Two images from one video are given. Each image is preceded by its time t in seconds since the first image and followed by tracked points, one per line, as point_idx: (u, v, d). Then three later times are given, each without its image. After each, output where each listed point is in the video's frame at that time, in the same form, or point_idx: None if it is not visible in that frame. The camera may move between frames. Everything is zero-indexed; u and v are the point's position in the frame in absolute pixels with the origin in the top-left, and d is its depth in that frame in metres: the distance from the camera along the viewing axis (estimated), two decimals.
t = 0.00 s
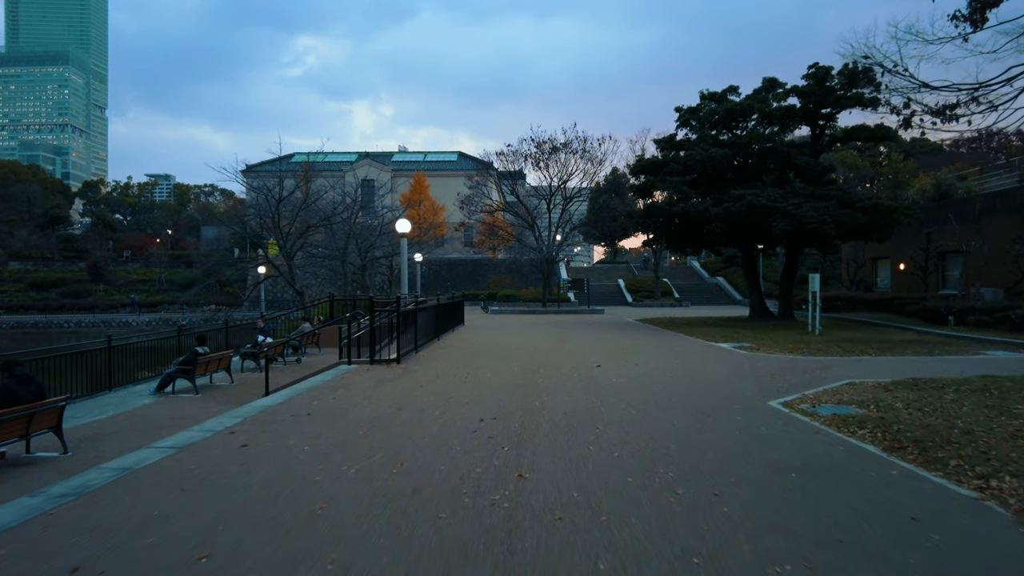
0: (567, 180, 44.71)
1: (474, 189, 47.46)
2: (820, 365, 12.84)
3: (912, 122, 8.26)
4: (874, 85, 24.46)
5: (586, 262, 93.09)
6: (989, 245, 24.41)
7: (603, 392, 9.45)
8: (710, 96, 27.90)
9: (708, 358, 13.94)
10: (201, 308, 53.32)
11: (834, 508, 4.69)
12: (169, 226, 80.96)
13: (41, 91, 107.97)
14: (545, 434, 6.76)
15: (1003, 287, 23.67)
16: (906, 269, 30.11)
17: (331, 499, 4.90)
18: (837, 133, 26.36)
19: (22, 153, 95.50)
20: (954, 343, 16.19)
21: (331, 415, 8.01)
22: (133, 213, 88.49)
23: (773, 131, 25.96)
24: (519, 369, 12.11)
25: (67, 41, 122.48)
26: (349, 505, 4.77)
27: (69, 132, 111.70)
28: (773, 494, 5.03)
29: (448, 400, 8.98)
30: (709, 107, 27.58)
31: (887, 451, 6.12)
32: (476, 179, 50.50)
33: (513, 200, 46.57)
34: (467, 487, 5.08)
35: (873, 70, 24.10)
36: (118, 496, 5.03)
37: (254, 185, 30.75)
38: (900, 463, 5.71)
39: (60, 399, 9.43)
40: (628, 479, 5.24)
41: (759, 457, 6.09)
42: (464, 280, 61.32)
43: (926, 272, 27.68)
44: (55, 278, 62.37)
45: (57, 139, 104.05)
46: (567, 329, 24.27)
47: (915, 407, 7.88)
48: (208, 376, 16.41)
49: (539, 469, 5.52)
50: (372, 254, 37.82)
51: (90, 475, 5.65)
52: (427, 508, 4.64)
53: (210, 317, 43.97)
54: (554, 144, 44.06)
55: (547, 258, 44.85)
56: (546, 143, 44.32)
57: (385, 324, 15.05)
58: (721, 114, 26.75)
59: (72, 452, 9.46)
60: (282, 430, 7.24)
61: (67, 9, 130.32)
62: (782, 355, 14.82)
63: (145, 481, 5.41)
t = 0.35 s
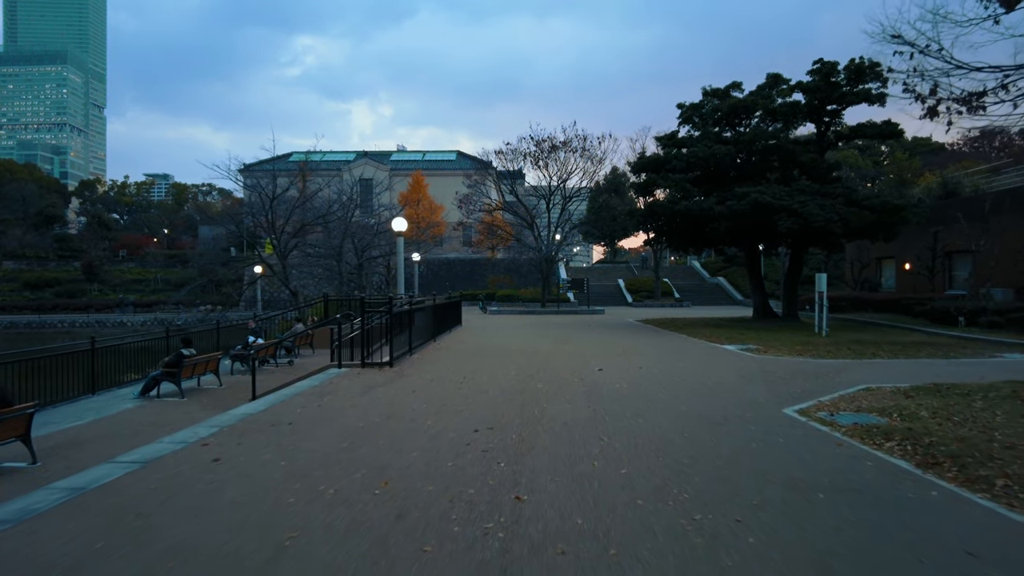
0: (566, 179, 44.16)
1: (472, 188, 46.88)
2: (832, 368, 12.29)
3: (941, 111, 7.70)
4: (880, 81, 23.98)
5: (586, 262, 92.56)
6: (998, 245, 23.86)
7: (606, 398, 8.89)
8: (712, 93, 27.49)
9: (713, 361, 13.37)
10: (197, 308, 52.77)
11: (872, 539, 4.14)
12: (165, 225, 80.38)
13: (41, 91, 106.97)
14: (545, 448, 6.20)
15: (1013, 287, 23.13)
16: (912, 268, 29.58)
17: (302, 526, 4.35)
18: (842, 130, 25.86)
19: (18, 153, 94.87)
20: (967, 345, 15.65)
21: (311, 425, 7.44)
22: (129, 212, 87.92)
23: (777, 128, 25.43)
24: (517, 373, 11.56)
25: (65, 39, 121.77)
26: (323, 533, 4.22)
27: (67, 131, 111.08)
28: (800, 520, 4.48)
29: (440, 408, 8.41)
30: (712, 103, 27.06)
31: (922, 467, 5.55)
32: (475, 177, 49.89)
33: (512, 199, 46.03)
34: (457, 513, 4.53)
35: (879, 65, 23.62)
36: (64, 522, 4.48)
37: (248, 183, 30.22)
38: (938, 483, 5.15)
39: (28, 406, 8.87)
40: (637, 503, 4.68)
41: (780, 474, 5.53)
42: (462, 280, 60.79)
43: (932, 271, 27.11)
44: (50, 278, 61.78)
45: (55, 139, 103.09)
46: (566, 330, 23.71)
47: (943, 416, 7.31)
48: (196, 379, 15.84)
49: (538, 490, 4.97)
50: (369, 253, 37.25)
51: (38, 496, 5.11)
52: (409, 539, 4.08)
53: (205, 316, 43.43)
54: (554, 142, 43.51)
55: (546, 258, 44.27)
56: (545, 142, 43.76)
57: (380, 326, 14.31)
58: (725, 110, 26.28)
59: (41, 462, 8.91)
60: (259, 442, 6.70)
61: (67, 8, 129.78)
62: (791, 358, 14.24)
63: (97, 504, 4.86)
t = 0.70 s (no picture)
0: (566, 178, 43.63)
1: (471, 187, 46.27)
2: (844, 372, 11.75)
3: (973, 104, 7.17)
4: (888, 76, 23.44)
5: (586, 261, 92.23)
6: (1008, 244, 23.32)
7: (610, 407, 8.36)
8: (715, 90, 26.99)
9: (720, 366, 12.81)
10: (193, 309, 52.23)
11: None
12: (162, 224, 79.89)
13: (39, 91, 106.49)
14: (544, 468, 5.65)
15: None
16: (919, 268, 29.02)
17: (266, 565, 3.81)
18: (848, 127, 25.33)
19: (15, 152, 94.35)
20: (983, 348, 15.09)
21: (291, 440, 6.89)
22: (127, 212, 87.48)
23: (782, 124, 24.90)
24: (515, 379, 10.99)
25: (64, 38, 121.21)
26: None
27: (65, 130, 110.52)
28: (835, 555, 3.94)
29: (433, 419, 7.85)
30: (715, 100, 26.56)
31: (963, 490, 4.99)
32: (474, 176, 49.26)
33: (512, 199, 45.51)
34: (444, 548, 3.99)
35: (886, 60, 23.08)
36: None
37: (243, 183, 29.69)
38: (985, 510, 4.59)
39: None
40: (650, 536, 4.17)
41: (805, 498, 4.98)
42: (461, 280, 60.33)
43: (940, 271, 26.55)
44: (46, 278, 61.29)
45: (54, 138, 102.39)
46: (566, 331, 23.19)
47: (977, 429, 6.73)
48: (182, 383, 15.23)
49: (537, 520, 4.42)
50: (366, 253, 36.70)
51: None
52: None
53: (201, 317, 42.90)
54: (553, 141, 42.96)
55: (546, 258, 43.69)
56: (544, 140, 43.21)
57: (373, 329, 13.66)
58: (728, 107, 25.76)
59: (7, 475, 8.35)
60: (232, 459, 6.16)
61: (65, 7, 129.18)
62: (800, 361, 13.67)
63: (38, 539, 4.31)
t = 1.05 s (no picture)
0: (566, 177, 43.09)
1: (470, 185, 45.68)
2: (859, 375, 11.22)
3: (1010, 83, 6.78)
4: (896, 71, 22.91)
5: (586, 262, 91.72)
6: (1019, 243, 22.77)
7: (614, 415, 7.81)
8: (719, 85, 26.46)
9: (727, 368, 12.24)
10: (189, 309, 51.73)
11: None
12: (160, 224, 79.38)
13: (38, 91, 105.30)
14: (543, 487, 5.11)
15: None
16: (926, 267, 28.45)
17: None
18: (854, 123, 24.80)
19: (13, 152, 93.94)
20: (1000, 349, 14.55)
21: (268, 452, 6.33)
22: (124, 212, 86.96)
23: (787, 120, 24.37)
24: (513, 382, 10.43)
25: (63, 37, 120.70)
26: None
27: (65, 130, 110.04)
28: None
29: (424, 428, 7.28)
30: (718, 96, 26.05)
31: (1015, 514, 4.45)
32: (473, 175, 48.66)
33: (512, 198, 44.97)
34: None
35: (895, 55, 22.55)
36: None
37: (238, 181, 29.14)
38: None
39: None
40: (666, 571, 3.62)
41: (839, 523, 4.44)
42: (461, 280, 59.82)
43: (949, 270, 26.00)
44: (41, 278, 60.84)
45: (53, 138, 101.80)
46: (567, 332, 22.67)
47: (1014, 440, 6.20)
48: (168, 385, 14.66)
49: (537, 551, 3.88)
50: (363, 252, 36.16)
51: None
52: None
53: (197, 317, 42.35)
54: (554, 139, 42.42)
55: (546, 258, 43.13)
56: (544, 138, 42.66)
57: (364, 330, 12.98)
58: (733, 102, 25.21)
59: None
60: (200, 475, 5.61)
61: (65, 7, 128.57)
62: (812, 364, 13.10)
63: None
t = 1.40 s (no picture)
0: (565, 176, 42.55)
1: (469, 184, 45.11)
2: (873, 380, 10.68)
3: None
4: (904, 66, 22.32)
5: (586, 262, 91.16)
6: None
7: (615, 425, 7.26)
8: (721, 82, 25.95)
9: (733, 372, 11.72)
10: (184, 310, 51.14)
11: None
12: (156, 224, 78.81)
13: (36, 91, 103.71)
14: (538, 513, 4.57)
15: None
16: (932, 268, 27.96)
17: None
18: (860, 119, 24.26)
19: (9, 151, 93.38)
20: (1014, 351, 14.02)
21: (236, 469, 5.78)
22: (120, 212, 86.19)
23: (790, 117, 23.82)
24: (509, 388, 9.88)
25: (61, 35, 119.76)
26: None
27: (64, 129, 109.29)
28: None
29: (410, 441, 6.74)
30: (720, 92, 25.53)
31: None
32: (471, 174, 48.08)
33: (510, 197, 44.43)
34: None
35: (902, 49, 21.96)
36: None
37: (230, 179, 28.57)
38: None
39: None
40: None
41: (874, 557, 3.90)
42: (459, 280, 59.26)
43: (956, 270, 25.46)
44: (35, 279, 60.31)
45: (53, 138, 100.77)
46: (565, 333, 22.17)
47: None
48: (151, 390, 14.09)
49: None
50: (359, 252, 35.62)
51: None
52: None
53: (191, 318, 41.84)
54: (553, 138, 41.87)
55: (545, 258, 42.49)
56: (543, 137, 42.10)
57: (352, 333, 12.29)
58: (735, 99, 24.68)
59: None
60: (158, 497, 5.06)
61: (64, 6, 127.97)
62: (821, 367, 12.58)
63: None
